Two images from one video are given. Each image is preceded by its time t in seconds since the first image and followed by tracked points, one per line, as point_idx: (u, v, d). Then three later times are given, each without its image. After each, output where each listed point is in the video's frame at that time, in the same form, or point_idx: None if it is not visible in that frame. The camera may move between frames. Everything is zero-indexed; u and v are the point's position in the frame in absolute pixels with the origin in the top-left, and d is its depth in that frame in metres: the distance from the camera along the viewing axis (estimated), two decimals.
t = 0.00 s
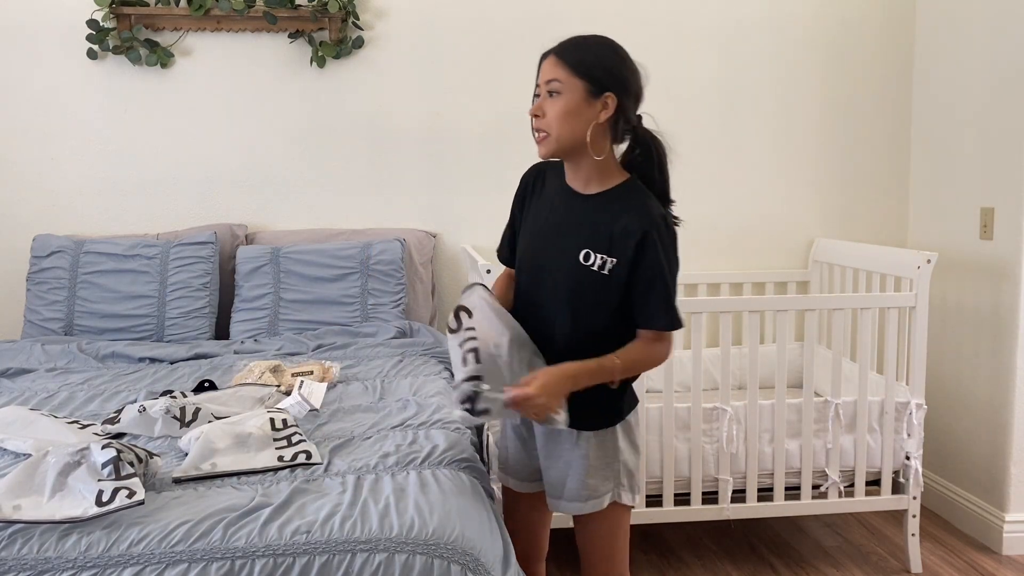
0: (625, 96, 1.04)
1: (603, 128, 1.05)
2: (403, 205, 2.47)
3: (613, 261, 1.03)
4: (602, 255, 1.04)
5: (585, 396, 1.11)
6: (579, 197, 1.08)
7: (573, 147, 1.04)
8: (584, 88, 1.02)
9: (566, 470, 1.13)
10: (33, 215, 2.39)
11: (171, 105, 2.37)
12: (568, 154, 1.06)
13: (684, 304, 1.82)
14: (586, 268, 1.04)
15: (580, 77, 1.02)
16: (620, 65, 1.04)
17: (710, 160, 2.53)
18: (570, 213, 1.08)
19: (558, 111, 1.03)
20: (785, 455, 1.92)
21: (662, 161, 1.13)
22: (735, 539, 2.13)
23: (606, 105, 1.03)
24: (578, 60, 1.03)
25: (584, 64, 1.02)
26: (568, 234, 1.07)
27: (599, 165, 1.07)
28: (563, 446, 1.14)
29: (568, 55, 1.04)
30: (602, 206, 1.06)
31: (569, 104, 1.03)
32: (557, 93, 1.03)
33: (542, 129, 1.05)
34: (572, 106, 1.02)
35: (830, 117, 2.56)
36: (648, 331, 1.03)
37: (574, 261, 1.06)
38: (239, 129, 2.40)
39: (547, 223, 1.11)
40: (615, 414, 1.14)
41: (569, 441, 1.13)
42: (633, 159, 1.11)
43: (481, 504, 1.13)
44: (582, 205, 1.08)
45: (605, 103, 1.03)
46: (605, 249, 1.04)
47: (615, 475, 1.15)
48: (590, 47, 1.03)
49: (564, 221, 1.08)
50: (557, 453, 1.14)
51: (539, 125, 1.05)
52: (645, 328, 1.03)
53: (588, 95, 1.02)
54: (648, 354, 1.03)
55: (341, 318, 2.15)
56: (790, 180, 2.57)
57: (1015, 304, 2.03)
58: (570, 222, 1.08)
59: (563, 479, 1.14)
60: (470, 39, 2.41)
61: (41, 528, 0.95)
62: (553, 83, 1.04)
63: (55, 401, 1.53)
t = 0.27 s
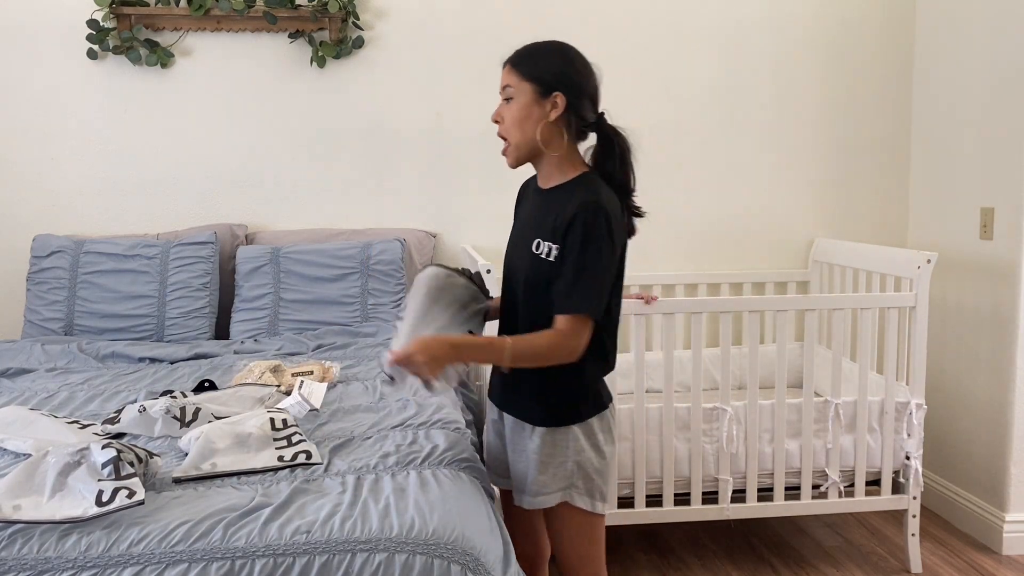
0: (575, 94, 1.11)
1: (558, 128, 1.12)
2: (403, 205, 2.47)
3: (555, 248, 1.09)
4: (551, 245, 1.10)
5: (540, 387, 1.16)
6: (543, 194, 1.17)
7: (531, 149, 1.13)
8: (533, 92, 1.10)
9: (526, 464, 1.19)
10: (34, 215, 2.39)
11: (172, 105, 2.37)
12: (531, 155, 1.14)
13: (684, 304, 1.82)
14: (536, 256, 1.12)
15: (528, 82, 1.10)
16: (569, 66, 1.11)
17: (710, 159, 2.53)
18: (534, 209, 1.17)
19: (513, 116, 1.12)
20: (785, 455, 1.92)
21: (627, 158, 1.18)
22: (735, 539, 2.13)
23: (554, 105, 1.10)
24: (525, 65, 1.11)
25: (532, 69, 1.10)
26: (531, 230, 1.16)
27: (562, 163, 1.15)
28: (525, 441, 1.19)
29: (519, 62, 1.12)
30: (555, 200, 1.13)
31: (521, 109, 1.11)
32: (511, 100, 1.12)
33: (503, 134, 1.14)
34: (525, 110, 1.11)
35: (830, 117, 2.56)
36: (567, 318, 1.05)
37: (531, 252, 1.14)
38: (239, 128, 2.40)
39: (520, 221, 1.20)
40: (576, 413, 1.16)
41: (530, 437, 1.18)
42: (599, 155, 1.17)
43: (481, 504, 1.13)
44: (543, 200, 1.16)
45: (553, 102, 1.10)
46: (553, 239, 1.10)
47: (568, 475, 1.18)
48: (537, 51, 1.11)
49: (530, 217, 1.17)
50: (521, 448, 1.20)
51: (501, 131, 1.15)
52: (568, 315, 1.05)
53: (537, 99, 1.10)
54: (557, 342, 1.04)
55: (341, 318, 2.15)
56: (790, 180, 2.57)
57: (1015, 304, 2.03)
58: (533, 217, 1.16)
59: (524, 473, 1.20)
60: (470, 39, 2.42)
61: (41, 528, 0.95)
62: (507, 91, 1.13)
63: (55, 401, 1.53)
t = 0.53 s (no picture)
0: (535, 97, 1.20)
1: (523, 133, 1.22)
2: (402, 205, 2.47)
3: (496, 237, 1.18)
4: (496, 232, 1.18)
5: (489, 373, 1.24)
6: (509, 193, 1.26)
7: (501, 153, 1.23)
8: (497, 101, 1.20)
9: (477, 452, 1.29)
10: (34, 215, 2.39)
11: (172, 105, 2.37)
12: (502, 160, 1.24)
13: (684, 304, 1.82)
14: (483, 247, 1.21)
15: (493, 92, 1.20)
16: (531, 72, 1.20)
17: (710, 159, 2.53)
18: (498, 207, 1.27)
19: (483, 125, 1.22)
20: (785, 455, 1.92)
21: (591, 158, 1.25)
22: (735, 539, 2.13)
23: (517, 108, 1.19)
24: (491, 76, 1.21)
25: (496, 78, 1.20)
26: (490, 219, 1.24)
27: (531, 164, 1.24)
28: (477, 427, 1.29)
29: (486, 74, 1.22)
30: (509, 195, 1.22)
31: (488, 116, 1.21)
32: (481, 110, 1.23)
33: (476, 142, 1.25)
34: (492, 118, 1.21)
35: (829, 118, 2.56)
36: (480, 295, 1.13)
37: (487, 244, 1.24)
38: (239, 128, 2.40)
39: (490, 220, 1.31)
40: (516, 399, 1.22)
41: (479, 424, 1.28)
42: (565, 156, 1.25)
43: (481, 504, 1.13)
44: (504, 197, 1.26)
45: (515, 108, 1.19)
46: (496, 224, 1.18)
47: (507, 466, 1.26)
48: (502, 63, 1.21)
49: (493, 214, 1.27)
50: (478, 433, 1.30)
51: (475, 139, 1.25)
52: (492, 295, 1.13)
53: (502, 107, 1.20)
54: (462, 313, 1.13)
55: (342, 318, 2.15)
56: (789, 180, 2.57)
57: (1014, 304, 2.03)
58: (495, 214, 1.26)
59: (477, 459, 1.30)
60: (469, 39, 2.42)
61: (41, 528, 0.95)
62: (477, 102, 1.23)
63: (55, 401, 1.53)
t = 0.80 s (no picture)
0: (518, 98, 1.20)
1: (507, 134, 1.22)
2: (402, 205, 2.47)
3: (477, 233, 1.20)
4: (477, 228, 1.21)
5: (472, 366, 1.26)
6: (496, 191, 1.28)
7: (487, 154, 1.24)
8: (483, 103, 1.21)
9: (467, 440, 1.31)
10: (34, 215, 2.39)
11: (172, 106, 2.37)
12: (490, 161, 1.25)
13: (684, 304, 1.82)
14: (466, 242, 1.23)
15: (479, 95, 1.22)
16: (514, 75, 1.20)
17: (709, 160, 2.53)
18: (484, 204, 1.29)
19: (470, 127, 1.23)
20: (785, 455, 1.92)
21: (576, 156, 1.25)
22: (735, 539, 2.13)
23: (500, 110, 1.20)
24: (478, 78, 1.22)
25: (481, 81, 1.21)
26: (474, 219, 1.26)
27: (517, 164, 1.25)
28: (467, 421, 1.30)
29: (474, 77, 1.23)
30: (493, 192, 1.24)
31: (475, 119, 1.23)
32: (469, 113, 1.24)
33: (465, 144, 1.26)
34: (478, 121, 1.22)
35: (829, 117, 2.56)
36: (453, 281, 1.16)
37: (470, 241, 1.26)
38: (239, 128, 2.40)
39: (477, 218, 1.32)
40: (499, 394, 1.23)
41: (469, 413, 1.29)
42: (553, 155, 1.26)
43: (481, 503, 1.13)
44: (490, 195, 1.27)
45: (498, 109, 1.20)
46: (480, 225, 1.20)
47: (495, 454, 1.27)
48: (489, 66, 1.22)
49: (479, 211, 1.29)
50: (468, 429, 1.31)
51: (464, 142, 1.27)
52: (473, 290, 1.16)
53: (488, 109, 1.21)
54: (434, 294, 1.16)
55: (342, 318, 2.15)
56: (789, 180, 2.57)
57: (1014, 304, 2.03)
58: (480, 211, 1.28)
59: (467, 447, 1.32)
60: (469, 39, 2.42)
61: (41, 528, 0.95)
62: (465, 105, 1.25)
63: (55, 401, 1.53)
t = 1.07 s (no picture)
0: (513, 97, 1.20)
1: (507, 135, 1.22)
2: (402, 205, 2.47)
3: (508, 236, 1.18)
4: (505, 232, 1.19)
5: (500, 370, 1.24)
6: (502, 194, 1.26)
7: (489, 159, 1.23)
8: (478, 109, 1.20)
9: (491, 444, 1.26)
10: (34, 215, 2.39)
11: (172, 106, 2.37)
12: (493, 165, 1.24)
13: (684, 304, 1.82)
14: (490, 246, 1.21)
15: (473, 102, 1.21)
16: (502, 76, 1.20)
17: (709, 159, 2.53)
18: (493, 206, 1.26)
19: (468, 135, 1.22)
20: (785, 454, 1.92)
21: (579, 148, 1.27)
22: (735, 539, 2.13)
23: (498, 113, 1.20)
24: (469, 84, 1.21)
25: (472, 88, 1.21)
26: (488, 223, 1.25)
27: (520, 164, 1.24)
28: (491, 420, 1.25)
29: (463, 84, 1.22)
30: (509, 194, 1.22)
31: (472, 126, 1.22)
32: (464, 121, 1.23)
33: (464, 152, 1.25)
34: (475, 127, 1.21)
35: (829, 117, 2.56)
36: (519, 297, 1.15)
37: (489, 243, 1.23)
38: (239, 128, 2.40)
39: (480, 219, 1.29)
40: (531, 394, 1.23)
41: (496, 415, 1.24)
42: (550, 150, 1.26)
43: (481, 503, 1.13)
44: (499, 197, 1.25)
45: (497, 112, 1.20)
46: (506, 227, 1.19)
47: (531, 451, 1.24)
48: (477, 71, 1.21)
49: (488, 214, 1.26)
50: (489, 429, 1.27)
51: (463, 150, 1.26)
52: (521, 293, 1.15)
53: (483, 114, 1.20)
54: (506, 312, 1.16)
55: (341, 318, 2.15)
56: (789, 180, 2.57)
57: (1014, 304, 2.03)
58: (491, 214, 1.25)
59: (489, 451, 1.27)
60: (469, 39, 2.41)
61: (41, 528, 0.95)
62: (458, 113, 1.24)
63: (55, 401, 1.53)
